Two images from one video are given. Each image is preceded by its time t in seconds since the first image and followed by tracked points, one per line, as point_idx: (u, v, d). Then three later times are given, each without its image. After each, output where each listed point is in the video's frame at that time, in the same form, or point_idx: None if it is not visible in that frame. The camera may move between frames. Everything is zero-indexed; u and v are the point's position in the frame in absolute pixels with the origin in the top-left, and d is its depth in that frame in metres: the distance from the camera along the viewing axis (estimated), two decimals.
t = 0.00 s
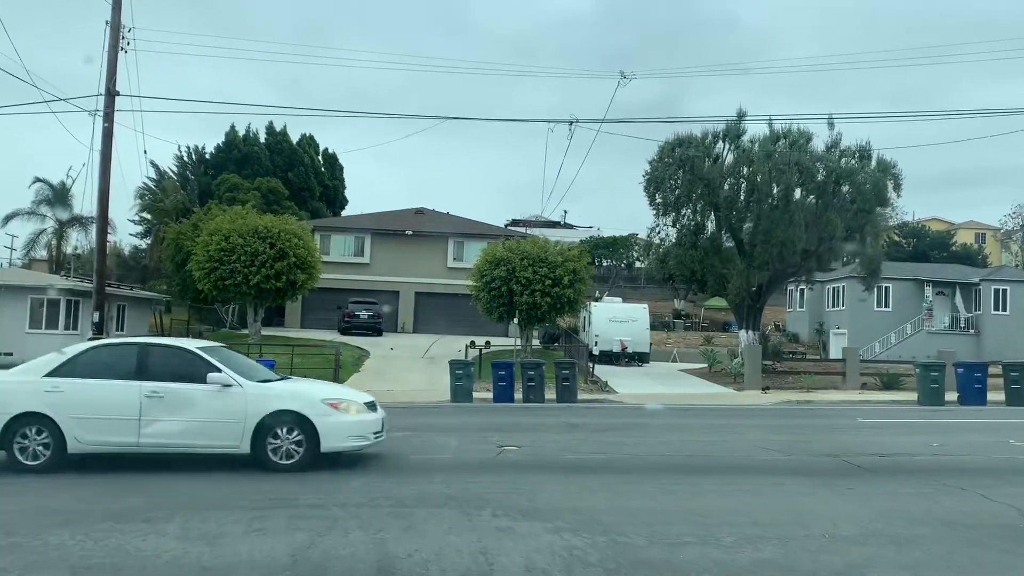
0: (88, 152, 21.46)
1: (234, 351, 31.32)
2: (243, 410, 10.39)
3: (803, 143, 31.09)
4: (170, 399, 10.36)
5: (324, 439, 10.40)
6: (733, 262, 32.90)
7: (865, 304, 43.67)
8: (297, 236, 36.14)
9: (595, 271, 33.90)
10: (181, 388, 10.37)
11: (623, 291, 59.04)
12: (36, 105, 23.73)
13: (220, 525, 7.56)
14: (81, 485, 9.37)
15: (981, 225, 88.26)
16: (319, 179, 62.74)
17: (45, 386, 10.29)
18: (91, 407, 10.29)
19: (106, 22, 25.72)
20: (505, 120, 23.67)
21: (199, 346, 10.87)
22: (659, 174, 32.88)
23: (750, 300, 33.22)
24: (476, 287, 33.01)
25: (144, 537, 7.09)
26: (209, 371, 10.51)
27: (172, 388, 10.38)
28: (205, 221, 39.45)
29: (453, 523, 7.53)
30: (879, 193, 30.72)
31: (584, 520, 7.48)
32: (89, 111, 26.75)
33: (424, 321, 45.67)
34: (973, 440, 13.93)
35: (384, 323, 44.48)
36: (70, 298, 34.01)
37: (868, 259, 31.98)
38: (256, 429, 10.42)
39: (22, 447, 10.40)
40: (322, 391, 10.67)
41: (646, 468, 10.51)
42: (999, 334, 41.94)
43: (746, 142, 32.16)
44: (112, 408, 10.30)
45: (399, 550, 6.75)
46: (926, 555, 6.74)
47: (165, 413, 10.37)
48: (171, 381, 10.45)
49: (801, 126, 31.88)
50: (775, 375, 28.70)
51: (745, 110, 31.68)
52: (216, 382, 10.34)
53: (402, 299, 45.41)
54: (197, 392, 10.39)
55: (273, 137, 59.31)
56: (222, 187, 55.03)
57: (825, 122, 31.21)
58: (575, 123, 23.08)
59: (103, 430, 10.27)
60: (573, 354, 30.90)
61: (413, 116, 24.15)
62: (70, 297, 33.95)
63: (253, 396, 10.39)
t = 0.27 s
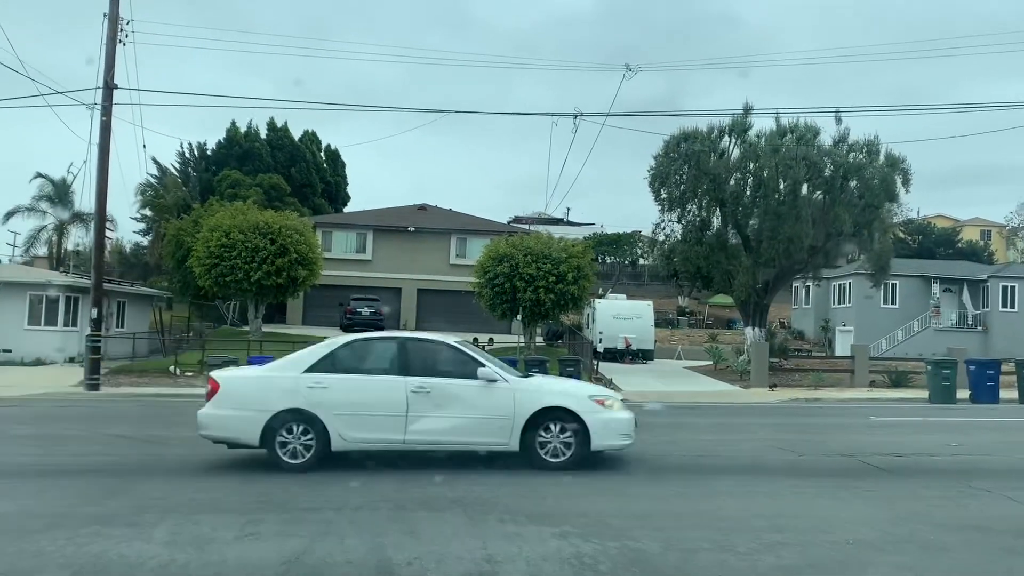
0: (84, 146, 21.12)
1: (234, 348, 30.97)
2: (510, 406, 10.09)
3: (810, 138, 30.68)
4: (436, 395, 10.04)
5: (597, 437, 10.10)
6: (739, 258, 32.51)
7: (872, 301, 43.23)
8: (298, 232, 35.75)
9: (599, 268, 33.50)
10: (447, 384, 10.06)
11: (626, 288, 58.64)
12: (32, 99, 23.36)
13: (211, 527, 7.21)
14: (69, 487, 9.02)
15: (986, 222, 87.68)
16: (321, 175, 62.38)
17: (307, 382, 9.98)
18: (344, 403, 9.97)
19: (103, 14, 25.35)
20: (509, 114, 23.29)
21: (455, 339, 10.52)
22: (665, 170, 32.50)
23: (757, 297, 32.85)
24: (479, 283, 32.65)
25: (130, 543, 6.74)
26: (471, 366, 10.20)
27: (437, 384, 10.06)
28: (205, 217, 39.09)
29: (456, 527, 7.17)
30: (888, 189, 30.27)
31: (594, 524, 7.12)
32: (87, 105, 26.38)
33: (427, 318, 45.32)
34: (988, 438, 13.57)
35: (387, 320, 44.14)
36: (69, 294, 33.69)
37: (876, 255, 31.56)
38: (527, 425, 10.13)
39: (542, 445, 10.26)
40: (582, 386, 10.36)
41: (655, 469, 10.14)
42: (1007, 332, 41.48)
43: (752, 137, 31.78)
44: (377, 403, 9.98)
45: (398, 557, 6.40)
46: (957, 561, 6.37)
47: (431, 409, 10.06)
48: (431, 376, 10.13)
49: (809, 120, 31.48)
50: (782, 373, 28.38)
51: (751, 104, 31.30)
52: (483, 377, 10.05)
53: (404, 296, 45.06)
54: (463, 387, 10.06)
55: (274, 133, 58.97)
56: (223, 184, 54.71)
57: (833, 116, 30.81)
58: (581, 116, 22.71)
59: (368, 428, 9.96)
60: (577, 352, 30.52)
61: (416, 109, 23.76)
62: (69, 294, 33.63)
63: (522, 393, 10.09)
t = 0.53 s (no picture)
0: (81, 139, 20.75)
1: (236, 345, 30.62)
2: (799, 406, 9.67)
3: (818, 132, 30.29)
4: (718, 394, 9.62)
5: (891, 440, 9.65)
6: (745, 254, 32.11)
7: (879, 298, 42.81)
8: (300, 228, 35.37)
9: (604, 264, 33.09)
10: (731, 382, 9.63)
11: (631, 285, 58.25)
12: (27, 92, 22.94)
13: (202, 533, 6.86)
14: (57, 489, 8.68)
15: (992, 218, 87.12)
16: (323, 171, 62.03)
17: (584, 377, 9.59)
18: (617, 400, 9.57)
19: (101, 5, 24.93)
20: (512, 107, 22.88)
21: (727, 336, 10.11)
22: (670, 164, 32.13)
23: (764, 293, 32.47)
24: (483, 279, 32.29)
25: (116, 549, 6.39)
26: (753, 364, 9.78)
27: (721, 381, 9.64)
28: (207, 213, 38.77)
29: (459, 532, 6.81)
30: (897, 184, 29.86)
31: (604, 530, 6.76)
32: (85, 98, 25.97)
33: (430, 315, 44.96)
34: (1007, 437, 13.18)
35: (390, 317, 43.80)
36: (69, 290, 33.37)
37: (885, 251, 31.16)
38: (814, 426, 9.70)
39: (833, 448, 9.80)
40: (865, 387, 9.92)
41: (666, 471, 9.77)
42: (1017, 329, 41.02)
43: (759, 132, 31.38)
44: (651, 402, 9.56)
45: (398, 564, 6.04)
46: (992, 570, 5.99)
47: (711, 408, 9.62)
48: (713, 373, 9.70)
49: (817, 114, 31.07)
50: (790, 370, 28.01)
51: (758, 98, 30.91)
52: (771, 375, 9.66)
53: (407, 293, 44.71)
54: (749, 384, 9.64)
55: (276, 129, 58.62)
56: (226, 180, 54.39)
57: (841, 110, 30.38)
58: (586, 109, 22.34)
59: (648, 427, 9.56)
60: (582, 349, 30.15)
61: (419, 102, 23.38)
62: (69, 290, 33.29)
63: (809, 393, 9.67)
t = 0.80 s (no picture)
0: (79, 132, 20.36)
1: (238, 341, 30.28)
2: None
3: (828, 126, 29.85)
4: None
5: None
6: (754, 250, 31.70)
7: (888, 294, 42.35)
8: (303, 223, 34.98)
9: (610, 260, 32.67)
10: None
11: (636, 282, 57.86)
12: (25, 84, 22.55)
13: (194, 537, 6.51)
14: (45, 489, 8.32)
15: (1000, 215, 86.52)
16: (327, 167, 61.65)
17: (886, 377, 9.38)
18: (916, 400, 9.35)
19: None
20: (518, 99, 22.49)
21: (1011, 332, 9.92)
22: (678, 158, 31.72)
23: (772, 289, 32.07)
24: (487, 275, 31.91)
25: (102, 555, 6.05)
26: None
27: None
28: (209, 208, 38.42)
29: (463, 537, 6.45)
30: (909, 178, 29.41)
31: (617, 536, 6.39)
32: (85, 91, 25.56)
33: (434, 311, 44.60)
34: None
35: (393, 313, 43.47)
36: (70, 286, 33.02)
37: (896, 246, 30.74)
38: None
39: None
40: None
41: (677, 471, 9.40)
42: None
43: (768, 125, 30.95)
44: (963, 400, 9.35)
45: (399, 573, 5.68)
46: None
47: (1019, 408, 9.44)
48: (1018, 372, 9.51)
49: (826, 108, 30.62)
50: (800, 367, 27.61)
51: (767, 91, 30.48)
52: None
53: (411, 289, 44.36)
54: None
55: (279, 124, 58.28)
56: (229, 175, 54.06)
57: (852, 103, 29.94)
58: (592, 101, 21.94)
59: (965, 427, 9.31)
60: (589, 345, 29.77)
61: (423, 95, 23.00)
62: (70, 286, 32.95)
63: None
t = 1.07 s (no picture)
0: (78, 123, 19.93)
1: (242, 336, 29.89)
2: None
3: (841, 118, 29.36)
4: None
5: None
6: (764, 244, 31.23)
7: (899, 290, 41.82)
8: (308, 217, 34.54)
9: (618, 255, 32.21)
10: None
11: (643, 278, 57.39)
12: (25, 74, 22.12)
13: (186, 542, 6.13)
14: (35, 489, 7.96)
15: (1010, 210, 85.72)
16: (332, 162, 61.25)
17: None
18: None
19: None
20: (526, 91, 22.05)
21: None
22: (687, 152, 31.26)
23: (783, 284, 31.61)
24: (493, 270, 31.50)
25: (87, 561, 5.67)
26: None
27: None
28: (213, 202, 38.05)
29: (472, 543, 6.05)
30: (923, 172, 28.91)
31: (637, 543, 5.99)
32: (86, 82, 25.12)
33: (440, 307, 44.23)
34: None
35: (399, 308, 43.10)
36: (72, 281, 32.61)
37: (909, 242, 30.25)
38: None
39: None
40: None
41: (695, 471, 9.00)
42: None
43: (779, 118, 30.46)
44: None
45: None
46: None
47: None
48: None
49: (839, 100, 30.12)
50: (812, 363, 27.19)
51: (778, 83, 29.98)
52: None
53: (416, 284, 43.99)
54: None
55: (284, 118, 57.88)
56: (234, 170, 53.72)
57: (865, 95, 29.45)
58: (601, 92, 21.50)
59: None
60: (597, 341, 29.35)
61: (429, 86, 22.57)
62: (73, 281, 32.47)
63: None
